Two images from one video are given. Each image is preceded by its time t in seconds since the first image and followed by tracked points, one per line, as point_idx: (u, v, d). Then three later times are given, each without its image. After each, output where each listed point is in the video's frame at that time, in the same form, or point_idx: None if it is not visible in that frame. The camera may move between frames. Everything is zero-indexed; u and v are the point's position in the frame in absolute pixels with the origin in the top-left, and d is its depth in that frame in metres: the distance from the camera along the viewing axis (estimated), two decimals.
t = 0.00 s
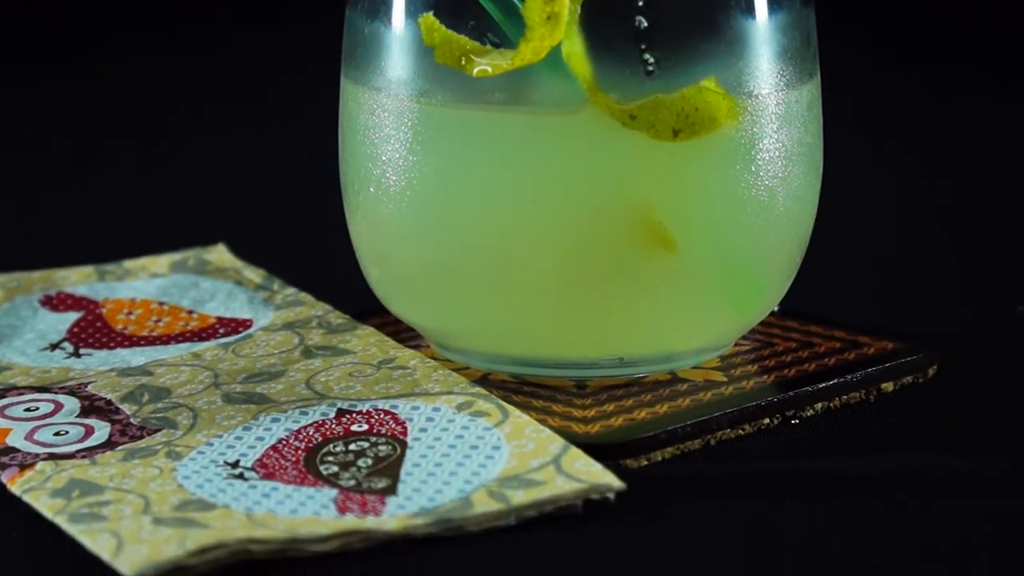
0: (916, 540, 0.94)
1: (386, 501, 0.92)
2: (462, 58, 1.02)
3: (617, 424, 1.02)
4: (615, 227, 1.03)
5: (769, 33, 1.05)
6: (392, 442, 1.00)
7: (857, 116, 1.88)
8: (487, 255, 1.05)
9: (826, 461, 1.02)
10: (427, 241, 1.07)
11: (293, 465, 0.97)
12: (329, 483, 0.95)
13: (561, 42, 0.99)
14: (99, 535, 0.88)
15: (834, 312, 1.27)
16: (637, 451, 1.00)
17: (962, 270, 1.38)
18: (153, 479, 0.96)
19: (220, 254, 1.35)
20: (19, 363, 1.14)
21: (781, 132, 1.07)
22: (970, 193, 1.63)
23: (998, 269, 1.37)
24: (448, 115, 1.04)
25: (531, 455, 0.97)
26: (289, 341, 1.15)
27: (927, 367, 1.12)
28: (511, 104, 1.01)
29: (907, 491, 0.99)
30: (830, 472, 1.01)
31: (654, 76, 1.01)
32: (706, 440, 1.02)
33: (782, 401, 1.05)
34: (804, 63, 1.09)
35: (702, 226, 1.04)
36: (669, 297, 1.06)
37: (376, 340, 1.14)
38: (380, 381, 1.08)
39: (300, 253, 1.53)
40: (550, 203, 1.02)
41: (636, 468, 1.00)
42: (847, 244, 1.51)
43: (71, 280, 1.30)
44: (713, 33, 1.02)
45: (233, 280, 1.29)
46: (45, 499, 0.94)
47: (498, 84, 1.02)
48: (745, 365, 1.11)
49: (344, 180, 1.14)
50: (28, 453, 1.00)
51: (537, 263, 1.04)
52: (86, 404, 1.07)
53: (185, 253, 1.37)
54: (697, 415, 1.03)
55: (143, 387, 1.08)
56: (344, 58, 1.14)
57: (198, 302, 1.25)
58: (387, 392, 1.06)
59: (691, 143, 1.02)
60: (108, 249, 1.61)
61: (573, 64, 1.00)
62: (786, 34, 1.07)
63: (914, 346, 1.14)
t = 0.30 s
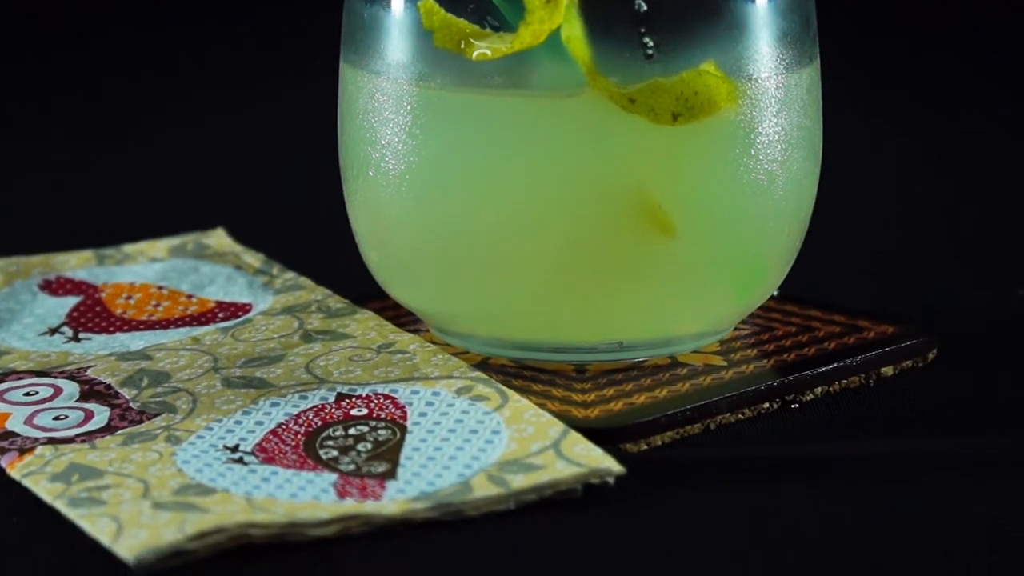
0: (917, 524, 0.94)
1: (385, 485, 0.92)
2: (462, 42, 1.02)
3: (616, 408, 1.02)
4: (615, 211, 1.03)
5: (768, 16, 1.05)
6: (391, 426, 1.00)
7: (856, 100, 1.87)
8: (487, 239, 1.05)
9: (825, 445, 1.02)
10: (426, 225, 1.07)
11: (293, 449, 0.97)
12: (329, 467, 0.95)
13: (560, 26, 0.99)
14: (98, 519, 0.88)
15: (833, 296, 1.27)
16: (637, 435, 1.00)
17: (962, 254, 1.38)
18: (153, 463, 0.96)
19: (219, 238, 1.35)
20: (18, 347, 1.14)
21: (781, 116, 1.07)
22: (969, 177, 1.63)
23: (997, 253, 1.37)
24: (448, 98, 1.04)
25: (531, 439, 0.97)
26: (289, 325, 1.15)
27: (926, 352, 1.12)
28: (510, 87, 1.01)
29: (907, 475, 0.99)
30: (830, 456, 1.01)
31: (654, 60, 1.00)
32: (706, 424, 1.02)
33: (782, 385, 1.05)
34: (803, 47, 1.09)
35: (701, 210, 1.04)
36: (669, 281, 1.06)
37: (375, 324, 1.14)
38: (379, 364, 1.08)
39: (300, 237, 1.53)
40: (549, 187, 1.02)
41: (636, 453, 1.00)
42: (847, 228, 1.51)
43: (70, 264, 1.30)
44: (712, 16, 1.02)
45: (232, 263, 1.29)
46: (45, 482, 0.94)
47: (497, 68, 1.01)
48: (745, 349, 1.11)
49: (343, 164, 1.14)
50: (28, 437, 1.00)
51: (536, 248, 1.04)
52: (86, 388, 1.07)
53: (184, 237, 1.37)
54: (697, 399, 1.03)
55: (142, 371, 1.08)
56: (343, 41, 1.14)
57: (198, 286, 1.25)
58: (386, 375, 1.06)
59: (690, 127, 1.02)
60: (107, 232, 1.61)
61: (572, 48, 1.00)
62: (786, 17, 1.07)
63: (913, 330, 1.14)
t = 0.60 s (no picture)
0: (917, 512, 0.94)
1: (384, 474, 0.92)
2: (461, 31, 1.02)
3: (616, 397, 1.02)
4: (615, 200, 1.02)
5: (768, 5, 1.05)
6: (391, 416, 1.00)
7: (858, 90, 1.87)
8: (487, 229, 1.05)
9: (825, 434, 1.02)
10: (426, 215, 1.07)
11: (292, 439, 0.97)
12: (328, 457, 0.95)
13: (559, 14, 0.99)
14: (98, 509, 0.88)
15: (833, 286, 1.27)
16: (636, 425, 1.00)
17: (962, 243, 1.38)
18: (152, 453, 0.96)
19: (218, 228, 1.35)
20: (17, 337, 1.14)
21: (781, 105, 1.06)
22: (970, 166, 1.62)
23: (998, 243, 1.37)
24: (447, 87, 1.04)
25: (530, 429, 0.97)
26: (289, 314, 1.15)
27: (926, 342, 1.12)
28: (510, 76, 1.01)
29: (908, 464, 0.99)
30: (830, 446, 1.01)
31: (654, 49, 1.00)
32: (705, 414, 1.02)
33: (781, 374, 1.05)
34: (803, 36, 1.09)
35: (701, 199, 1.04)
36: (669, 271, 1.06)
37: (375, 313, 1.14)
38: (379, 354, 1.08)
39: (300, 227, 1.53)
40: (550, 176, 1.02)
41: (634, 442, 1.00)
42: (847, 218, 1.51)
43: (70, 254, 1.30)
44: (712, 5, 1.02)
45: (232, 253, 1.29)
46: (45, 472, 0.94)
47: (497, 56, 1.01)
48: (744, 339, 1.11)
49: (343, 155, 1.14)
50: (27, 427, 1.00)
51: (535, 237, 1.04)
52: (85, 378, 1.07)
53: (183, 226, 1.37)
54: (696, 388, 1.03)
55: (142, 361, 1.08)
56: (342, 31, 1.14)
57: (197, 275, 1.25)
58: (386, 365, 1.06)
59: (690, 115, 1.02)
60: (108, 222, 1.61)
61: (572, 36, 0.99)
62: (785, 6, 1.07)
63: (913, 319, 1.14)
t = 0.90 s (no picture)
0: (916, 511, 0.94)
1: (385, 472, 0.92)
2: (462, 28, 1.02)
3: (616, 395, 1.02)
4: (615, 199, 1.02)
5: (768, 2, 1.05)
6: (391, 414, 1.00)
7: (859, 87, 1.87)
8: (487, 227, 1.05)
9: (826, 432, 1.02)
10: (426, 213, 1.07)
11: (293, 436, 0.97)
12: (329, 455, 0.95)
13: (560, 12, 0.99)
14: (98, 507, 0.88)
15: (834, 284, 1.27)
16: (636, 422, 1.00)
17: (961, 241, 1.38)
18: (153, 450, 0.96)
19: (219, 225, 1.35)
20: (18, 335, 1.14)
21: (781, 102, 1.06)
22: (970, 164, 1.62)
23: (997, 240, 1.37)
24: (448, 85, 1.04)
25: (531, 427, 0.97)
26: (289, 312, 1.15)
27: (926, 340, 1.12)
28: (510, 74, 1.01)
29: (908, 462, 0.99)
30: (830, 444, 1.01)
31: (654, 46, 1.00)
32: (706, 412, 1.03)
33: (781, 372, 1.05)
34: (803, 33, 1.09)
35: (702, 197, 1.04)
36: (668, 268, 1.06)
37: (375, 311, 1.14)
38: (379, 352, 1.08)
39: (301, 224, 1.53)
40: (550, 174, 1.02)
41: (635, 440, 1.00)
42: (847, 215, 1.51)
43: (70, 251, 1.30)
44: (712, 3, 1.02)
45: (232, 251, 1.29)
46: (45, 470, 0.94)
47: (497, 54, 1.01)
48: (745, 336, 1.11)
49: (344, 153, 1.14)
50: (28, 424, 1.00)
51: (535, 235, 1.04)
52: (86, 375, 1.07)
53: (184, 223, 1.37)
54: (696, 386, 1.03)
55: (142, 359, 1.08)
56: (342, 29, 1.14)
57: (198, 273, 1.25)
58: (386, 362, 1.06)
59: (690, 113, 1.02)
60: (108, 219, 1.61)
61: (572, 34, 0.99)
62: (785, 4, 1.07)
63: (914, 317, 1.14)
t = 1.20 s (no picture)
0: (922, 512, 0.94)
1: (386, 475, 0.92)
2: (463, 30, 1.02)
3: (617, 397, 1.02)
4: (615, 201, 1.02)
5: (768, 4, 1.05)
6: (392, 416, 1.00)
7: (860, 89, 1.87)
8: (488, 229, 1.05)
9: (826, 435, 1.02)
10: (426, 216, 1.07)
11: (293, 439, 0.97)
12: (329, 457, 0.95)
13: (561, 14, 0.99)
14: (98, 509, 0.88)
15: (834, 286, 1.27)
16: (637, 425, 1.00)
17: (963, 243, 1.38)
18: (153, 453, 0.96)
19: (219, 228, 1.35)
20: (19, 337, 1.14)
21: (781, 105, 1.06)
22: (971, 167, 1.62)
23: (999, 243, 1.37)
24: (448, 88, 1.04)
25: (531, 429, 0.97)
26: (290, 314, 1.15)
27: (927, 342, 1.12)
28: (511, 76, 1.01)
29: (910, 464, 0.99)
30: (832, 446, 1.01)
31: (655, 49, 1.00)
32: (706, 414, 1.03)
33: (782, 374, 1.05)
34: (804, 36, 1.09)
35: (702, 199, 1.04)
36: (669, 271, 1.06)
37: (376, 313, 1.14)
38: (380, 354, 1.08)
39: (302, 226, 1.53)
40: (550, 176, 1.02)
41: (635, 443, 1.00)
42: (847, 218, 1.51)
43: (71, 254, 1.30)
44: (713, 6, 1.02)
45: (233, 253, 1.29)
46: (45, 473, 0.94)
47: (498, 56, 1.01)
48: (746, 339, 1.11)
49: (344, 156, 1.14)
50: (28, 427, 1.00)
51: (536, 237, 1.04)
52: (87, 378, 1.07)
53: (184, 226, 1.37)
54: (697, 389, 1.03)
55: (143, 361, 1.08)
56: (343, 31, 1.14)
57: (198, 275, 1.25)
58: (387, 365, 1.06)
59: (691, 115, 1.02)
60: (109, 222, 1.61)
61: (574, 36, 0.99)
62: (786, 6, 1.06)
63: (914, 319, 1.14)
